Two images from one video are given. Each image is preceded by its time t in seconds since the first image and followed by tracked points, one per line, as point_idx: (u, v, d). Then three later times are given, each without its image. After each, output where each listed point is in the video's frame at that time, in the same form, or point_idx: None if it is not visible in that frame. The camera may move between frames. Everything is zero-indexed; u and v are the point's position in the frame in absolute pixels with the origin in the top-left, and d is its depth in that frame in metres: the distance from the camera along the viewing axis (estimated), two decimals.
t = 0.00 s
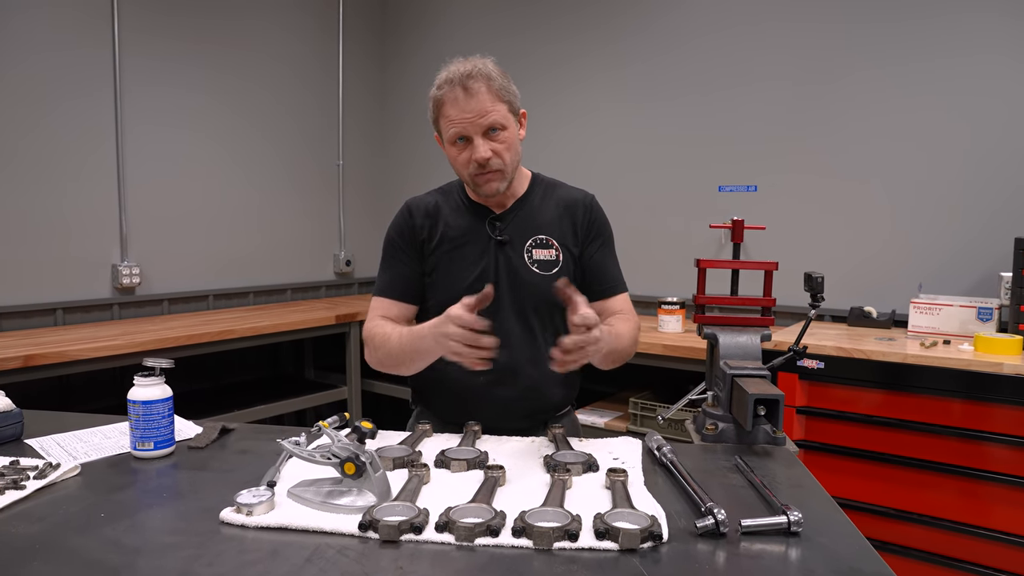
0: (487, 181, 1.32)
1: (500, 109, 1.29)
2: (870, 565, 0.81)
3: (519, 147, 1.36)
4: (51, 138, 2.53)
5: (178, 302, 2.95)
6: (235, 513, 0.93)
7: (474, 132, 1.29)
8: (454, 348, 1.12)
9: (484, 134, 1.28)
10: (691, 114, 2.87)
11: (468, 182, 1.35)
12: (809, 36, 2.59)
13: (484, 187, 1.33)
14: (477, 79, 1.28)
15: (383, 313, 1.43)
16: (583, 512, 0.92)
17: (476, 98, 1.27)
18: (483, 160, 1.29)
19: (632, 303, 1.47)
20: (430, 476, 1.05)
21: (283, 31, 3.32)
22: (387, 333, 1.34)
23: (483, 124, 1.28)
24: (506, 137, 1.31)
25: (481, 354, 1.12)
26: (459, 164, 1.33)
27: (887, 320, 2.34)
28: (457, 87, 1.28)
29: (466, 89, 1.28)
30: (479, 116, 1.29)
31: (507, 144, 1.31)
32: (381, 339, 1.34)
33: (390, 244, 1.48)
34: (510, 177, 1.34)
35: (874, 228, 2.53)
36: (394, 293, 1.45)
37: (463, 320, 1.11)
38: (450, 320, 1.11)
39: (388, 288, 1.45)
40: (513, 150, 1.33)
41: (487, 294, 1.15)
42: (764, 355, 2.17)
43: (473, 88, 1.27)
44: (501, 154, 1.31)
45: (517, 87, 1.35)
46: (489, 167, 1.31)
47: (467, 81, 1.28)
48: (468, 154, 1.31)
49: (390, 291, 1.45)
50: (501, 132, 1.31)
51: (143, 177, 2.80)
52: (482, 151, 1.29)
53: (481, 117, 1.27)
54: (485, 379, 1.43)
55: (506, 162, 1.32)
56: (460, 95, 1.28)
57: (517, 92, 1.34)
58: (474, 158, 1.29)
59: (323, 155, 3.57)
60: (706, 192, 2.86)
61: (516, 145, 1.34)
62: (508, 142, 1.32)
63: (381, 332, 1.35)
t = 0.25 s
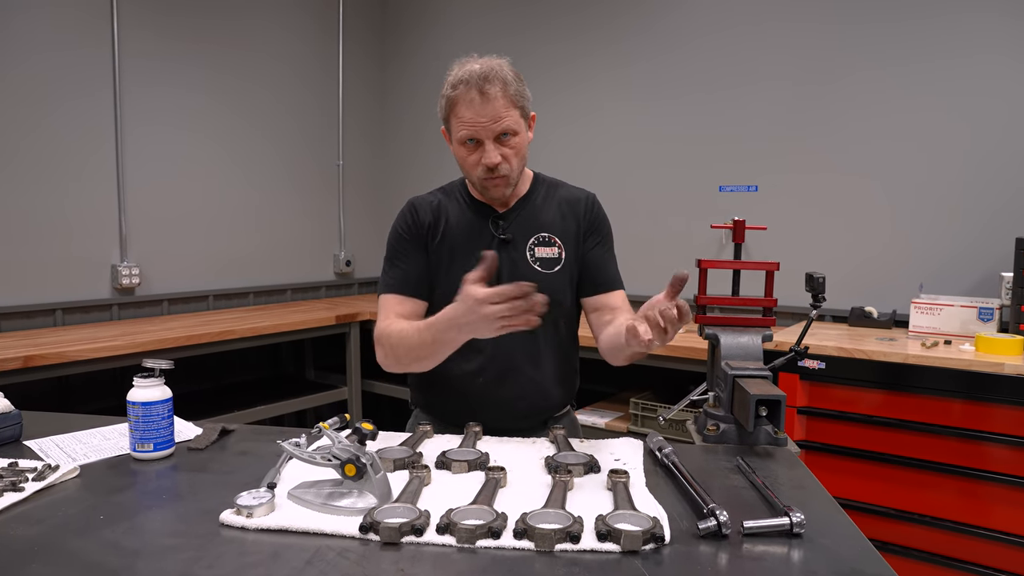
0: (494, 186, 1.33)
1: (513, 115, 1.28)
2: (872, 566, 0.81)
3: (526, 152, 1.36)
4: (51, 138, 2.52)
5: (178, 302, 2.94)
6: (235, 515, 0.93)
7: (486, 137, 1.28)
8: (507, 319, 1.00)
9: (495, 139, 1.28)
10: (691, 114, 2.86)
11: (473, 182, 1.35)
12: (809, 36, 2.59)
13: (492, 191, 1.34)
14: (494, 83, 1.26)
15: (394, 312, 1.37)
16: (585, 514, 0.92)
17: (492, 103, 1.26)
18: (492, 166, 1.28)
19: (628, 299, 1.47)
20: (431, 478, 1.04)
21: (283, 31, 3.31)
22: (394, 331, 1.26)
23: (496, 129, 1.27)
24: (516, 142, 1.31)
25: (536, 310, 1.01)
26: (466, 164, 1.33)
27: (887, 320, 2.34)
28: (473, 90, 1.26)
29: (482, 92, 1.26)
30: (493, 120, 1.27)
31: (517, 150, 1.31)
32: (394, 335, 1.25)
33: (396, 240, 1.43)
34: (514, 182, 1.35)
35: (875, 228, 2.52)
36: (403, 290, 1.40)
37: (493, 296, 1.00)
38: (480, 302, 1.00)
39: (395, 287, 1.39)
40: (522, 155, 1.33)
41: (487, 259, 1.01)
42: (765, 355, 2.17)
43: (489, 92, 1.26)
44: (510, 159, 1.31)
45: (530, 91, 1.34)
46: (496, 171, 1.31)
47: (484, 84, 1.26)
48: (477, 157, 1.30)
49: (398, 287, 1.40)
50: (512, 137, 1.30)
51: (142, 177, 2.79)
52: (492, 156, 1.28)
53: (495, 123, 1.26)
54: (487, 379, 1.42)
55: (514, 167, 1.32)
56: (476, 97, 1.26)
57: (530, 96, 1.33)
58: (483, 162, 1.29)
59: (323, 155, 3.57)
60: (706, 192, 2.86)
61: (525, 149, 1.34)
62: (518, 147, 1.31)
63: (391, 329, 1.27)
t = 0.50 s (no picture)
0: (504, 190, 1.33)
1: (530, 119, 1.28)
2: (875, 567, 0.81)
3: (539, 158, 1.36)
4: (50, 139, 2.52)
5: (176, 303, 2.94)
6: (235, 517, 0.93)
7: (501, 139, 1.27)
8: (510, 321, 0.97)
9: (510, 143, 1.27)
10: (690, 114, 2.86)
11: (483, 184, 1.35)
12: (809, 36, 2.59)
13: (501, 196, 1.35)
14: (514, 86, 1.26)
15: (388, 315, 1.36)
16: (587, 515, 0.92)
17: (510, 106, 1.26)
18: (505, 169, 1.28)
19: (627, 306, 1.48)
20: (431, 480, 1.04)
21: (282, 31, 3.31)
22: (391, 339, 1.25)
23: (512, 132, 1.27)
24: (531, 148, 1.31)
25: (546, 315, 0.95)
26: (477, 166, 1.32)
27: (887, 321, 2.34)
28: (493, 91, 1.26)
29: (502, 95, 1.26)
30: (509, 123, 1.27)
31: (530, 155, 1.31)
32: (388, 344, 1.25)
33: (396, 239, 1.44)
34: (523, 187, 1.35)
35: (874, 228, 2.52)
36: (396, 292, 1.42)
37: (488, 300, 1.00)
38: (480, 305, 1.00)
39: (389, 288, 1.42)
40: (534, 161, 1.33)
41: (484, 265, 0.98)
42: (765, 356, 2.17)
43: (509, 95, 1.26)
44: (523, 164, 1.30)
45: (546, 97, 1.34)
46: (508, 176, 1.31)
47: (504, 87, 1.26)
48: (490, 159, 1.30)
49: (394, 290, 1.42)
50: (527, 142, 1.30)
51: (141, 177, 2.79)
52: (505, 159, 1.28)
53: (513, 127, 1.25)
54: (494, 385, 1.42)
55: (524, 173, 1.32)
56: (495, 99, 1.26)
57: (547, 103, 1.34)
58: (496, 164, 1.28)
59: (323, 155, 3.56)
60: (705, 192, 2.86)
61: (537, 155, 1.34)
62: (531, 153, 1.31)
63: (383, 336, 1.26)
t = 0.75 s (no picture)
0: (501, 184, 1.32)
1: (530, 113, 1.28)
2: (877, 568, 0.81)
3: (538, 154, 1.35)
4: (47, 138, 2.51)
5: (175, 303, 2.93)
6: (235, 518, 0.92)
7: (501, 131, 1.27)
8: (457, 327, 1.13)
9: (510, 135, 1.27)
10: (689, 114, 2.86)
11: (480, 178, 1.34)
12: (808, 36, 2.59)
13: (499, 191, 1.33)
14: (515, 78, 1.26)
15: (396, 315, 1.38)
16: (588, 516, 0.91)
17: (511, 97, 1.26)
18: (504, 161, 1.27)
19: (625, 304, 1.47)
20: (432, 480, 1.04)
21: (280, 31, 3.31)
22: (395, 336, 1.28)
23: (512, 124, 1.26)
24: (531, 142, 1.30)
25: (477, 319, 1.13)
26: (476, 159, 1.31)
27: (887, 320, 2.35)
28: (494, 82, 1.26)
29: (503, 86, 1.26)
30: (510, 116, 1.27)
31: (530, 149, 1.30)
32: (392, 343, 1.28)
33: (397, 240, 1.42)
34: (523, 182, 1.34)
35: (873, 228, 2.53)
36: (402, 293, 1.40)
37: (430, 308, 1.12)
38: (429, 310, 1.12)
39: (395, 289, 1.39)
40: (534, 156, 1.32)
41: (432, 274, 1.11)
42: (765, 356, 2.17)
43: (510, 87, 1.26)
44: (523, 158, 1.30)
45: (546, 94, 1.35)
46: (506, 169, 1.30)
47: (505, 78, 1.26)
48: (489, 152, 1.29)
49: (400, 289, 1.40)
50: (527, 136, 1.30)
51: (139, 177, 2.78)
52: (505, 152, 1.27)
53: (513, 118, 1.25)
54: (493, 384, 1.42)
55: (525, 168, 1.31)
56: (496, 91, 1.26)
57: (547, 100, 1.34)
58: (495, 156, 1.28)
59: (321, 155, 3.56)
60: (704, 192, 2.86)
61: (537, 151, 1.34)
62: (531, 148, 1.31)
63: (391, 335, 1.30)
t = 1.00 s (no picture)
0: (499, 181, 1.31)
1: (529, 112, 1.29)
2: (878, 568, 0.81)
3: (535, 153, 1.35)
4: (45, 138, 2.50)
5: (172, 303, 2.92)
6: (235, 519, 0.92)
7: (501, 129, 1.27)
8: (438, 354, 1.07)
9: (510, 132, 1.27)
10: (688, 114, 2.86)
11: (476, 175, 1.33)
12: (807, 36, 2.59)
13: (495, 188, 1.32)
14: (517, 77, 1.26)
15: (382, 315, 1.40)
16: (588, 517, 0.91)
17: (512, 95, 1.26)
18: (504, 159, 1.27)
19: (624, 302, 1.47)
20: (431, 481, 1.04)
21: (278, 31, 3.30)
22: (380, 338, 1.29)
23: (513, 122, 1.26)
24: (530, 140, 1.30)
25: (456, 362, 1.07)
26: (473, 155, 1.30)
27: (885, 320, 2.35)
28: (496, 80, 1.25)
29: (504, 83, 1.26)
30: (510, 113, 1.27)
31: (529, 148, 1.30)
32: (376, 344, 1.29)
33: (390, 243, 1.43)
34: (520, 181, 1.33)
35: (872, 228, 2.53)
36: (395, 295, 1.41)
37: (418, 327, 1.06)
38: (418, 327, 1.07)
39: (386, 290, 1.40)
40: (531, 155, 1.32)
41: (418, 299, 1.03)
42: (764, 356, 2.17)
43: (511, 84, 1.26)
44: (522, 156, 1.30)
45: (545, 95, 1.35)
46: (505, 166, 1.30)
47: (507, 76, 1.25)
48: (487, 149, 1.28)
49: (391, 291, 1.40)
50: (526, 133, 1.30)
51: (137, 177, 2.77)
52: (505, 149, 1.27)
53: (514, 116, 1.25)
54: (487, 387, 1.42)
55: (522, 165, 1.31)
56: (497, 88, 1.25)
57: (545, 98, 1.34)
58: (494, 154, 1.27)
59: (319, 156, 3.55)
60: (703, 192, 2.86)
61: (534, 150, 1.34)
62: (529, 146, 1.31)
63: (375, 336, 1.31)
